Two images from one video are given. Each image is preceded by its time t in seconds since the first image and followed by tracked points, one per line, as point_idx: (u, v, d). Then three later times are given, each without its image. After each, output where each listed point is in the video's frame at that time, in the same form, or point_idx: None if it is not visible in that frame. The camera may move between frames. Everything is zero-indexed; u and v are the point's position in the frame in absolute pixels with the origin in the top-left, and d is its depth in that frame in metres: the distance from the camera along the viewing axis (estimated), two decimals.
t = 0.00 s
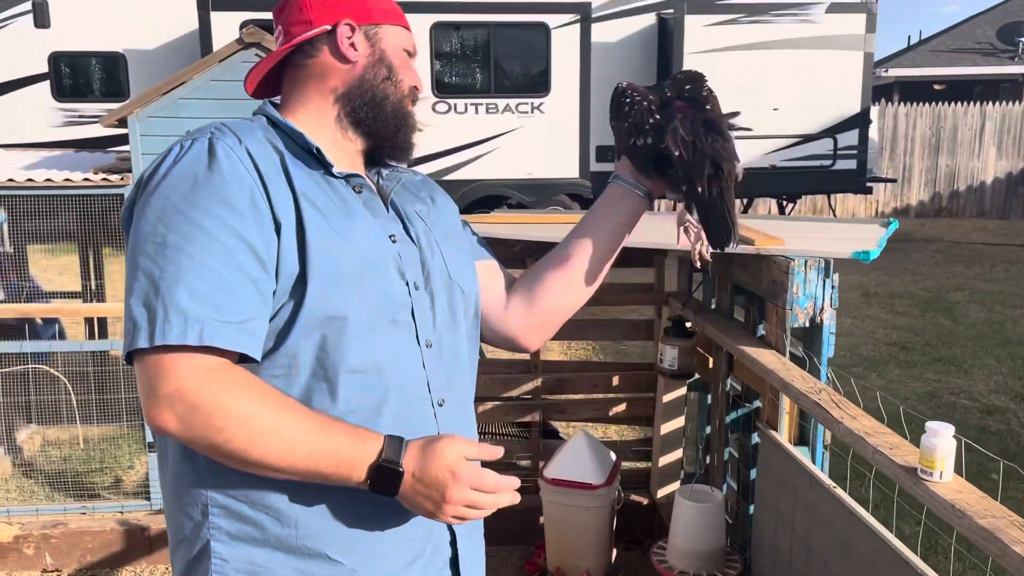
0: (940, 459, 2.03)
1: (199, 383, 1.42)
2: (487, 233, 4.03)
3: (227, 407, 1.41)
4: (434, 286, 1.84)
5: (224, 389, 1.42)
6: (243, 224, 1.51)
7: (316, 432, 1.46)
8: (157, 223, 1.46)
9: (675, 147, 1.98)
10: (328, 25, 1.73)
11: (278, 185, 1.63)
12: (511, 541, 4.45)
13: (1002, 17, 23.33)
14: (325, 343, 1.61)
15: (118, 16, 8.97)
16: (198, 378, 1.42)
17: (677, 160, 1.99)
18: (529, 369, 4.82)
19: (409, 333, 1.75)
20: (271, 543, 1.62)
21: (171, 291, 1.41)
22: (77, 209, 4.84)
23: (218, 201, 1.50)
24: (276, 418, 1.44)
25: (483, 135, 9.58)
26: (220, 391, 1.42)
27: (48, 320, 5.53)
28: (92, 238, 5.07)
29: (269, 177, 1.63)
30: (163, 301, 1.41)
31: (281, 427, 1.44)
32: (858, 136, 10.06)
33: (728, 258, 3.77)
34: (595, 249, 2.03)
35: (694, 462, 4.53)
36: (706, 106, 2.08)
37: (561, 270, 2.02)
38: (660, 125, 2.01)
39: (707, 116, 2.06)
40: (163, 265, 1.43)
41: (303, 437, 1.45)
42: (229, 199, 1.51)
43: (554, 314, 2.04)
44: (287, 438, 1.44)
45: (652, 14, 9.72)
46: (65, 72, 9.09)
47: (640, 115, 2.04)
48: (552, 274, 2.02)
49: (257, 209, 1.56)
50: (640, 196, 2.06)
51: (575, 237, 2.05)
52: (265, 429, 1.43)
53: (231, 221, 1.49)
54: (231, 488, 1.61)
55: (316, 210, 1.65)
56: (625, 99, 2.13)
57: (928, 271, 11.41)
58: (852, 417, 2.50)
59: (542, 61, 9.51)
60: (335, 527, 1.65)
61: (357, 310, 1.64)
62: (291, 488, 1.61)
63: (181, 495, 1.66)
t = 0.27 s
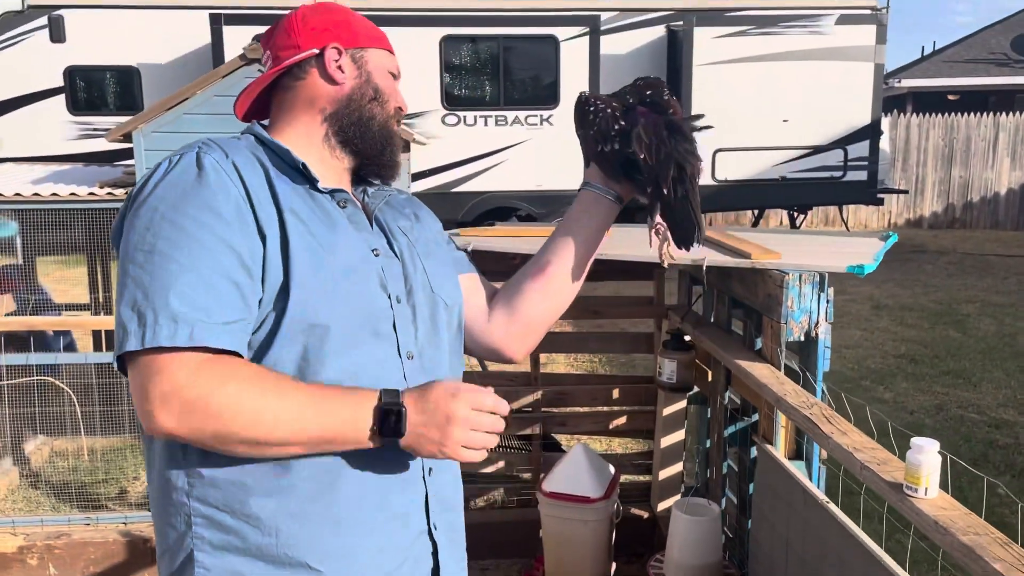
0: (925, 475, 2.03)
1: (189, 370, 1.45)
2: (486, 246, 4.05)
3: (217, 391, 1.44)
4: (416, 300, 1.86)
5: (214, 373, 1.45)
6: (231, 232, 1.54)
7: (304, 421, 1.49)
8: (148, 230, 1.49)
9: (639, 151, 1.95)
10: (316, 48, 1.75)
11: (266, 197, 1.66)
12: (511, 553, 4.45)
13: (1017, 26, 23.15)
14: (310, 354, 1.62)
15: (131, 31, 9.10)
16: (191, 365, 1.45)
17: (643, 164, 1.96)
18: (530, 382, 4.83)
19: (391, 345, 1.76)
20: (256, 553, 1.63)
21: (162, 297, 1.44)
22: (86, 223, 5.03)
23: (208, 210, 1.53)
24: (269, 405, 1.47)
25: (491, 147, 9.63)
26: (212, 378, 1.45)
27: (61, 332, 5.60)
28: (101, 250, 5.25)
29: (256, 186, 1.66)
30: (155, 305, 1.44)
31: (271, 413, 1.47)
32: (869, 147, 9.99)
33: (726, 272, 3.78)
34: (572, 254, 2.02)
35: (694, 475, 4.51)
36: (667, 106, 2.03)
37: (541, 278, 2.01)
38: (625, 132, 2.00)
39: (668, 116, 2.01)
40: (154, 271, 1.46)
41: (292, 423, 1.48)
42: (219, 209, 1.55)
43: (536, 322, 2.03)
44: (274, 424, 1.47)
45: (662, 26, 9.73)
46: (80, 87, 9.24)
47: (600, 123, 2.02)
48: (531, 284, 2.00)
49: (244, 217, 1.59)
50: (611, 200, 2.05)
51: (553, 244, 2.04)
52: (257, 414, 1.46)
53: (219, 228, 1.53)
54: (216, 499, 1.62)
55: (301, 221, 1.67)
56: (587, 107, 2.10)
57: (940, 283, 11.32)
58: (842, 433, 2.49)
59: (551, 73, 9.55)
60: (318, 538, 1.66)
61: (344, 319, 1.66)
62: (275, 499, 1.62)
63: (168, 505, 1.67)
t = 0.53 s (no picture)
0: (919, 492, 2.02)
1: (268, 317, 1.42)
2: (489, 258, 4.06)
3: (308, 316, 1.41)
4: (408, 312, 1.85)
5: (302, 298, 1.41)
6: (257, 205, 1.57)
7: (395, 292, 1.50)
8: (180, 211, 1.51)
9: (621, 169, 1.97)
10: (312, 69, 1.73)
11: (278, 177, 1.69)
12: (513, 567, 4.44)
13: None
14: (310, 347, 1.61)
15: (144, 44, 9.21)
16: (274, 304, 1.41)
17: (625, 183, 1.98)
18: (534, 394, 4.84)
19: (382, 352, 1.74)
20: (247, 556, 1.56)
21: (208, 265, 1.45)
22: (94, 235, 5.10)
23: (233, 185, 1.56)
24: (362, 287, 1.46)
25: (499, 158, 9.66)
26: (298, 303, 1.41)
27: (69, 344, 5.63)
28: (111, 262, 5.31)
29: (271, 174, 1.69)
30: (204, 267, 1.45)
31: (369, 304, 1.46)
32: (880, 157, 9.95)
33: (728, 285, 3.77)
34: (561, 267, 2.02)
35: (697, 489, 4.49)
36: (652, 124, 2.04)
37: (529, 293, 2.01)
38: (609, 150, 2.00)
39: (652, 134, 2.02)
40: (195, 242, 1.47)
41: (385, 299, 1.49)
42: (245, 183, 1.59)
43: (526, 339, 2.03)
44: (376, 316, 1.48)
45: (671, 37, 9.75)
46: (94, 99, 9.35)
47: (583, 148, 2.04)
48: (520, 300, 2.01)
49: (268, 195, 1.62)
50: (597, 219, 2.03)
51: (542, 259, 2.05)
52: (359, 313, 1.45)
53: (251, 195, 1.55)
54: (209, 501, 1.57)
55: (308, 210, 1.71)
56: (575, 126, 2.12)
57: (953, 294, 11.24)
58: (840, 447, 2.48)
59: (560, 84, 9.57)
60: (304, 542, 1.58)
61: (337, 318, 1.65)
62: (265, 498, 1.57)
63: (160, 515, 1.62)
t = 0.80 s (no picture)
0: (924, 504, 2.01)
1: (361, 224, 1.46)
2: (496, 268, 4.07)
3: (408, 220, 1.47)
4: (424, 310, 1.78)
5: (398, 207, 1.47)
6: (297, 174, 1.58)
7: (479, 200, 1.57)
8: (225, 187, 1.49)
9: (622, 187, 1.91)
10: (317, 83, 1.73)
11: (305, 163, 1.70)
12: None
13: None
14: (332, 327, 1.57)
15: (156, 55, 9.30)
16: (369, 212, 1.45)
17: (625, 202, 1.93)
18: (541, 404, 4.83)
19: (397, 351, 1.68)
20: (265, 554, 1.51)
21: (269, 216, 1.46)
22: (106, 245, 5.08)
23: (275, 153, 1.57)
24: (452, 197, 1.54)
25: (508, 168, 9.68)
26: (396, 206, 1.46)
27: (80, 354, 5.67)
28: (122, 270, 5.29)
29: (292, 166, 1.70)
30: (270, 212, 1.46)
31: (461, 210, 1.53)
32: (891, 166, 9.91)
33: (735, 295, 3.77)
34: (562, 280, 2.00)
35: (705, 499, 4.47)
36: (654, 144, 2.00)
37: (526, 309, 2.00)
38: (611, 169, 1.97)
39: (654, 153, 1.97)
40: (249, 201, 1.47)
41: (469, 208, 1.55)
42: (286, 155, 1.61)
43: (526, 352, 2.03)
44: (467, 225, 1.55)
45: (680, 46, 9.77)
46: (106, 110, 9.44)
47: (584, 166, 2.01)
48: (518, 314, 2.00)
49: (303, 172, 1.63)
50: (598, 234, 1.99)
51: (544, 271, 2.02)
52: (453, 217, 1.52)
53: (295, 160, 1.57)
54: (229, 490, 1.52)
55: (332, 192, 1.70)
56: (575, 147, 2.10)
57: (965, 303, 11.17)
58: (845, 459, 2.46)
59: (569, 93, 9.60)
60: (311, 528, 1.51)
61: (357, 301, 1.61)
62: (283, 485, 1.51)
63: (172, 503, 1.57)
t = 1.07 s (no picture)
0: (930, 511, 2.00)
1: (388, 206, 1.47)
2: (501, 275, 4.08)
3: (430, 198, 1.47)
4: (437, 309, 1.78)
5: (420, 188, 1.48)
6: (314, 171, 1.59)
7: (500, 185, 1.58)
8: (244, 181, 1.51)
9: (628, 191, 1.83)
10: (328, 93, 1.73)
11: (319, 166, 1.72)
12: None
13: None
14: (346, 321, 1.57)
15: (164, 64, 9.37)
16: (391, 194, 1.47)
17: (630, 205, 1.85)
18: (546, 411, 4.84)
19: (409, 348, 1.67)
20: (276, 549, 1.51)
21: (290, 208, 1.47)
22: (114, 252, 5.10)
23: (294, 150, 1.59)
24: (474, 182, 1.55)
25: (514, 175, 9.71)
26: (419, 185, 1.47)
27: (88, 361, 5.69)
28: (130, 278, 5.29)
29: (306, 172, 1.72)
30: (289, 203, 1.47)
31: (483, 192, 1.53)
32: (898, 172, 9.90)
33: (740, 302, 3.76)
34: (569, 282, 1.99)
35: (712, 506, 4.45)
36: (657, 147, 1.91)
37: (535, 311, 2.01)
38: (617, 172, 1.86)
39: (657, 155, 1.89)
40: (269, 195, 1.48)
41: (492, 190, 1.55)
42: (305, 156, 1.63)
43: (534, 355, 2.04)
44: (491, 207, 1.54)
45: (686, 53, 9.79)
46: (115, 118, 9.50)
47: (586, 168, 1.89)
48: (525, 318, 2.01)
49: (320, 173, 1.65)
50: (603, 237, 1.96)
51: (550, 274, 2.01)
52: (474, 195, 1.52)
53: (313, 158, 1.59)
54: (242, 486, 1.53)
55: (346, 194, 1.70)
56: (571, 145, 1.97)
57: (973, 309, 11.12)
58: (851, 466, 2.45)
59: (575, 100, 9.62)
60: (323, 520, 1.51)
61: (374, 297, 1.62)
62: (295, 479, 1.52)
63: (187, 497, 1.59)
